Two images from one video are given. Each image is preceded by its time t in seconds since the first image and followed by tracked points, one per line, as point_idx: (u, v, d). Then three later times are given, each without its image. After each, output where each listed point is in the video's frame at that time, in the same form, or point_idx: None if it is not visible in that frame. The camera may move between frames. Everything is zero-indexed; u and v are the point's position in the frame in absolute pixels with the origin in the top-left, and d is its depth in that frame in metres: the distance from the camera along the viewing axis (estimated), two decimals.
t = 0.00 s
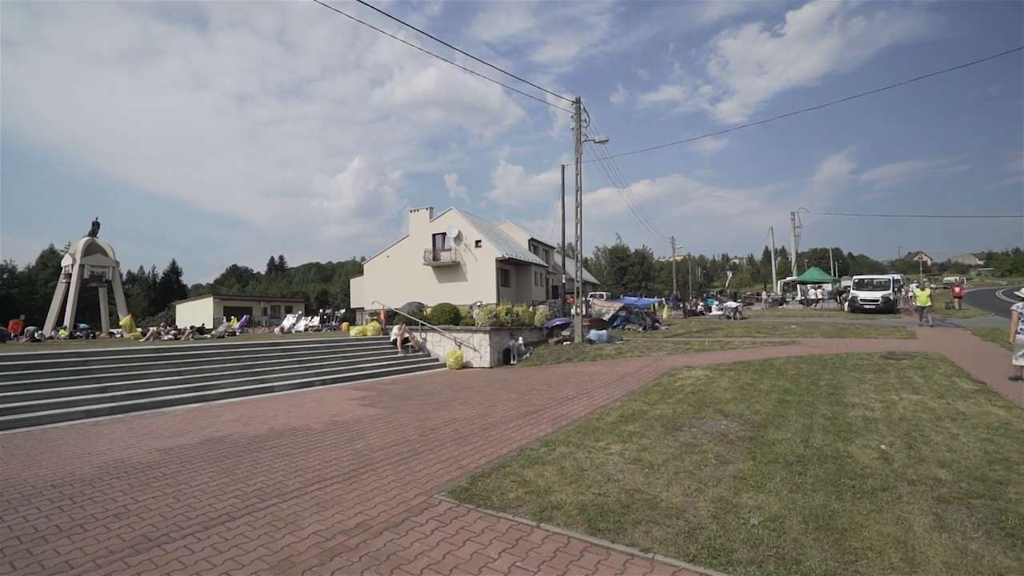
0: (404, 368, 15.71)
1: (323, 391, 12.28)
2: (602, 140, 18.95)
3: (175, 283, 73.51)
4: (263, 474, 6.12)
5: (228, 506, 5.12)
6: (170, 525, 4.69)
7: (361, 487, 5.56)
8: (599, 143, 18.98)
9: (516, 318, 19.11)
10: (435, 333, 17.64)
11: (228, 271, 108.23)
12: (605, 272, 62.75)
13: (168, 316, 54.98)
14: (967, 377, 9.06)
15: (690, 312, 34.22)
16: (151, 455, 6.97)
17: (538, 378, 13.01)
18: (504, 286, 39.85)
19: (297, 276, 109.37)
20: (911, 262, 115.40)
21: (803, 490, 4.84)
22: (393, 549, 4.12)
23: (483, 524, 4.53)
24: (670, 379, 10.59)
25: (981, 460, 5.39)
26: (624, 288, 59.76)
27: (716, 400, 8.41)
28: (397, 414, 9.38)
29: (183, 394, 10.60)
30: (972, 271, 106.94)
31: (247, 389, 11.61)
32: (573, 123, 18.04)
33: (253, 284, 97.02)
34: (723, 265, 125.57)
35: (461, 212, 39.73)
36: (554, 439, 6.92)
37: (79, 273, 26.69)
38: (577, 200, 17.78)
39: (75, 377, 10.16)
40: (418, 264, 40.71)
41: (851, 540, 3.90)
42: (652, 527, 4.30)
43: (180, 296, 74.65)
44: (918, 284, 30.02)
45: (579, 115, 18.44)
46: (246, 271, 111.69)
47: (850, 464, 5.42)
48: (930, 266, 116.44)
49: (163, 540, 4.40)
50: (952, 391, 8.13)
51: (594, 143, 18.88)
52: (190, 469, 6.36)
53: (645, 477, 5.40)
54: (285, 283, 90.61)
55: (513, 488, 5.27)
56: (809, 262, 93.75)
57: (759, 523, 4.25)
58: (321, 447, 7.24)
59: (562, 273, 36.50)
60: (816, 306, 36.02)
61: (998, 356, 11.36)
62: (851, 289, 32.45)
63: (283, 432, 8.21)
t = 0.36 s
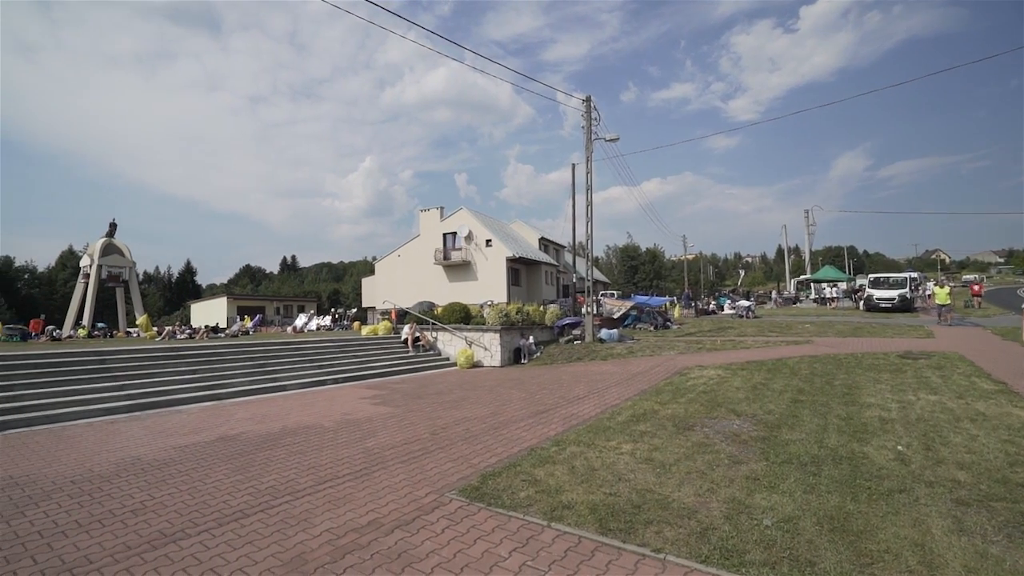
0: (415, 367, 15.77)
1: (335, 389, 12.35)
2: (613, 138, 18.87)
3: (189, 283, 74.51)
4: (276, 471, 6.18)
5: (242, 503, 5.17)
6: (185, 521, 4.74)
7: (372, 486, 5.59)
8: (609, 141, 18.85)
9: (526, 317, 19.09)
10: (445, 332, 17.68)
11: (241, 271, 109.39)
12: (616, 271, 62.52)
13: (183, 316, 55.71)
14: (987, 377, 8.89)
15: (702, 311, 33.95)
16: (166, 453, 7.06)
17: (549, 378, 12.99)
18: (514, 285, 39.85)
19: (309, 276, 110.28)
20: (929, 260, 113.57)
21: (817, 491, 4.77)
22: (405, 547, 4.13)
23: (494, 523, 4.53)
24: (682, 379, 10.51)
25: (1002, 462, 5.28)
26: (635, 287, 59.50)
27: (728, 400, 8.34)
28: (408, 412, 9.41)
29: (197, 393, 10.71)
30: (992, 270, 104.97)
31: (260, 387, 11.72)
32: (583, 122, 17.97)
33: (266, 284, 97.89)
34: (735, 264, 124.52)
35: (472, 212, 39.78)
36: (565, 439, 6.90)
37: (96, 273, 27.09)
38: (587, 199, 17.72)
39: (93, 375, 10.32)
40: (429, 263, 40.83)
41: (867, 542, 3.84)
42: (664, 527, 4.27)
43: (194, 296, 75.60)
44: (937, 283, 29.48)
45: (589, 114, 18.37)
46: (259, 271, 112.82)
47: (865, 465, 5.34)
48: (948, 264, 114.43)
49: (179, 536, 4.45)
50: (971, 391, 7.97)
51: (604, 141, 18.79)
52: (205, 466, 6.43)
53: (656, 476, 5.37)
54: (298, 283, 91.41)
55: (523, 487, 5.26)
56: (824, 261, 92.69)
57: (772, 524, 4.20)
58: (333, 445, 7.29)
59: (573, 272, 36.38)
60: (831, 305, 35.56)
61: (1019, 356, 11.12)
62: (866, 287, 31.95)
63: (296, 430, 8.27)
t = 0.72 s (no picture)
0: (426, 366, 15.81)
1: (347, 388, 12.42)
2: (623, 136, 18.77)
3: (203, 283, 75.45)
4: (289, 469, 6.22)
5: (256, 500, 5.21)
6: (200, 518, 4.79)
7: (384, 484, 5.61)
8: (620, 139, 18.75)
9: (537, 316, 19.08)
10: (456, 331, 17.71)
11: (254, 271, 110.53)
12: (627, 270, 62.27)
13: (197, 315, 56.41)
14: (1007, 377, 8.72)
15: (714, 310, 33.69)
16: (181, 450, 7.14)
17: (559, 377, 12.97)
18: (525, 284, 39.84)
19: (321, 275, 111.14)
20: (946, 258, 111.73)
21: (831, 493, 4.71)
22: (416, 545, 4.14)
23: (505, 522, 4.52)
24: (694, 379, 10.43)
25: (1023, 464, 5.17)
26: (646, 286, 59.22)
27: (740, 400, 8.26)
28: (419, 411, 9.44)
29: (211, 391, 10.82)
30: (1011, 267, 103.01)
31: (273, 386, 11.82)
32: (593, 120, 17.89)
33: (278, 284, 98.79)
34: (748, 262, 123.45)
35: (482, 211, 39.81)
36: (576, 438, 6.87)
37: (113, 273, 27.48)
38: (598, 197, 17.64)
39: (109, 373, 10.47)
40: (439, 263, 40.95)
41: (882, 545, 3.79)
42: (676, 527, 4.23)
43: (209, 295, 76.50)
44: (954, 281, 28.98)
45: (599, 112, 18.27)
46: (271, 270, 113.84)
47: (880, 466, 5.26)
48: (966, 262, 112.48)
49: (193, 532, 4.50)
50: (990, 392, 7.82)
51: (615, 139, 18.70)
52: (219, 464, 6.49)
53: (668, 476, 5.33)
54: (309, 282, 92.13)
55: (534, 487, 5.25)
56: (838, 259, 91.63)
57: (786, 526, 4.15)
58: (345, 444, 7.33)
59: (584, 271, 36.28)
60: (846, 304, 35.09)
61: None
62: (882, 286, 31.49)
63: (308, 428, 8.33)
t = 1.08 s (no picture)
0: (436, 365, 15.85)
1: (358, 387, 12.47)
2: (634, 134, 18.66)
3: (217, 283, 76.32)
4: (301, 467, 6.26)
5: (268, 498, 5.25)
6: (214, 515, 4.83)
7: (394, 483, 5.62)
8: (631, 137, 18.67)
9: (547, 315, 19.05)
10: (466, 330, 17.72)
11: (267, 270, 111.59)
12: (638, 269, 61.98)
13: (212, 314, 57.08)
14: None
15: (727, 309, 33.42)
16: (195, 448, 7.22)
17: (570, 376, 12.93)
18: (535, 283, 39.81)
19: (332, 275, 111.92)
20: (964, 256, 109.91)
21: (846, 495, 4.63)
22: (426, 544, 4.14)
23: (515, 521, 4.51)
24: (705, 378, 10.34)
25: None
26: (657, 285, 58.93)
27: (753, 400, 8.17)
28: (429, 410, 9.45)
29: (224, 390, 10.93)
30: None
31: (285, 385, 11.92)
32: (604, 119, 17.81)
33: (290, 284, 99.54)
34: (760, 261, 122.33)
35: (492, 211, 39.81)
36: (587, 438, 6.84)
37: (130, 273, 27.83)
38: (608, 196, 17.56)
39: (125, 372, 10.61)
40: (450, 262, 41.05)
41: (899, 548, 3.72)
42: (688, 528, 4.19)
43: (222, 295, 77.36)
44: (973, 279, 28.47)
45: (610, 110, 18.18)
46: (284, 270, 114.86)
47: (897, 468, 5.17)
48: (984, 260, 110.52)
49: (208, 528, 4.54)
50: (1011, 393, 7.66)
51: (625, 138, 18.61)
52: (232, 461, 6.55)
53: (679, 476, 5.29)
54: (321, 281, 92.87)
55: (545, 486, 5.23)
56: (853, 258, 90.68)
57: (800, 527, 4.09)
58: (356, 443, 7.36)
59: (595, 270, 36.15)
60: (861, 303, 34.61)
61: None
62: (898, 285, 31.02)
63: (320, 427, 8.38)
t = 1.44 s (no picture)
0: (447, 365, 15.87)
1: (369, 386, 12.53)
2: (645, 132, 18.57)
3: (231, 283, 77.19)
4: (314, 465, 6.30)
5: (281, 495, 5.29)
6: (229, 511, 4.88)
7: (406, 481, 5.64)
8: (641, 136, 18.58)
9: (558, 314, 19.01)
10: (477, 329, 17.73)
11: (280, 271, 112.65)
12: (649, 268, 61.67)
13: (226, 314, 57.72)
14: None
15: (739, 308, 33.14)
16: (210, 445, 7.30)
17: (581, 376, 12.89)
18: (545, 283, 39.77)
19: (344, 275, 112.68)
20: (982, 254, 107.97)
21: (862, 497, 4.56)
22: (438, 542, 4.15)
23: (526, 520, 4.50)
24: (718, 378, 10.25)
25: None
26: (669, 284, 58.61)
27: (766, 400, 8.09)
28: (440, 409, 9.47)
29: (238, 388, 11.03)
30: None
31: (298, 384, 12.00)
32: (614, 118, 17.74)
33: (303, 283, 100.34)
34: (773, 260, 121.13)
35: (503, 210, 39.82)
36: (598, 437, 6.80)
37: (146, 273, 28.22)
38: (619, 195, 17.49)
39: (142, 370, 10.76)
40: (460, 262, 41.15)
41: (917, 552, 3.64)
42: (700, 529, 4.15)
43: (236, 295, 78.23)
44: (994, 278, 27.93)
45: (620, 109, 18.09)
46: (296, 270, 115.92)
47: (915, 471, 5.08)
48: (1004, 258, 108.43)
49: (223, 525, 4.59)
50: None
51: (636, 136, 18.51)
52: (246, 459, 6.61)
53: (691, 477, 5.24)
54: (333, 280, 93.61)
55: (556, 486, 5.21)
56: (868, 256, 89.45)
57: (814, 530, 4.03)
58: (368, 441, 7.40)
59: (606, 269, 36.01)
60: (878, 302, 34.14)
61: None
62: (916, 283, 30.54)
63: (332, 425, 8.42)
